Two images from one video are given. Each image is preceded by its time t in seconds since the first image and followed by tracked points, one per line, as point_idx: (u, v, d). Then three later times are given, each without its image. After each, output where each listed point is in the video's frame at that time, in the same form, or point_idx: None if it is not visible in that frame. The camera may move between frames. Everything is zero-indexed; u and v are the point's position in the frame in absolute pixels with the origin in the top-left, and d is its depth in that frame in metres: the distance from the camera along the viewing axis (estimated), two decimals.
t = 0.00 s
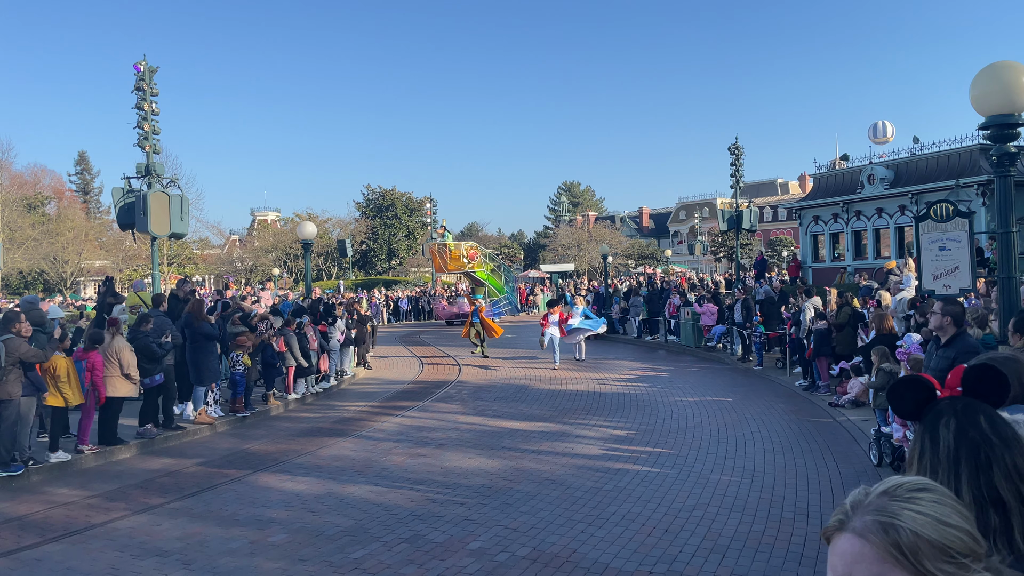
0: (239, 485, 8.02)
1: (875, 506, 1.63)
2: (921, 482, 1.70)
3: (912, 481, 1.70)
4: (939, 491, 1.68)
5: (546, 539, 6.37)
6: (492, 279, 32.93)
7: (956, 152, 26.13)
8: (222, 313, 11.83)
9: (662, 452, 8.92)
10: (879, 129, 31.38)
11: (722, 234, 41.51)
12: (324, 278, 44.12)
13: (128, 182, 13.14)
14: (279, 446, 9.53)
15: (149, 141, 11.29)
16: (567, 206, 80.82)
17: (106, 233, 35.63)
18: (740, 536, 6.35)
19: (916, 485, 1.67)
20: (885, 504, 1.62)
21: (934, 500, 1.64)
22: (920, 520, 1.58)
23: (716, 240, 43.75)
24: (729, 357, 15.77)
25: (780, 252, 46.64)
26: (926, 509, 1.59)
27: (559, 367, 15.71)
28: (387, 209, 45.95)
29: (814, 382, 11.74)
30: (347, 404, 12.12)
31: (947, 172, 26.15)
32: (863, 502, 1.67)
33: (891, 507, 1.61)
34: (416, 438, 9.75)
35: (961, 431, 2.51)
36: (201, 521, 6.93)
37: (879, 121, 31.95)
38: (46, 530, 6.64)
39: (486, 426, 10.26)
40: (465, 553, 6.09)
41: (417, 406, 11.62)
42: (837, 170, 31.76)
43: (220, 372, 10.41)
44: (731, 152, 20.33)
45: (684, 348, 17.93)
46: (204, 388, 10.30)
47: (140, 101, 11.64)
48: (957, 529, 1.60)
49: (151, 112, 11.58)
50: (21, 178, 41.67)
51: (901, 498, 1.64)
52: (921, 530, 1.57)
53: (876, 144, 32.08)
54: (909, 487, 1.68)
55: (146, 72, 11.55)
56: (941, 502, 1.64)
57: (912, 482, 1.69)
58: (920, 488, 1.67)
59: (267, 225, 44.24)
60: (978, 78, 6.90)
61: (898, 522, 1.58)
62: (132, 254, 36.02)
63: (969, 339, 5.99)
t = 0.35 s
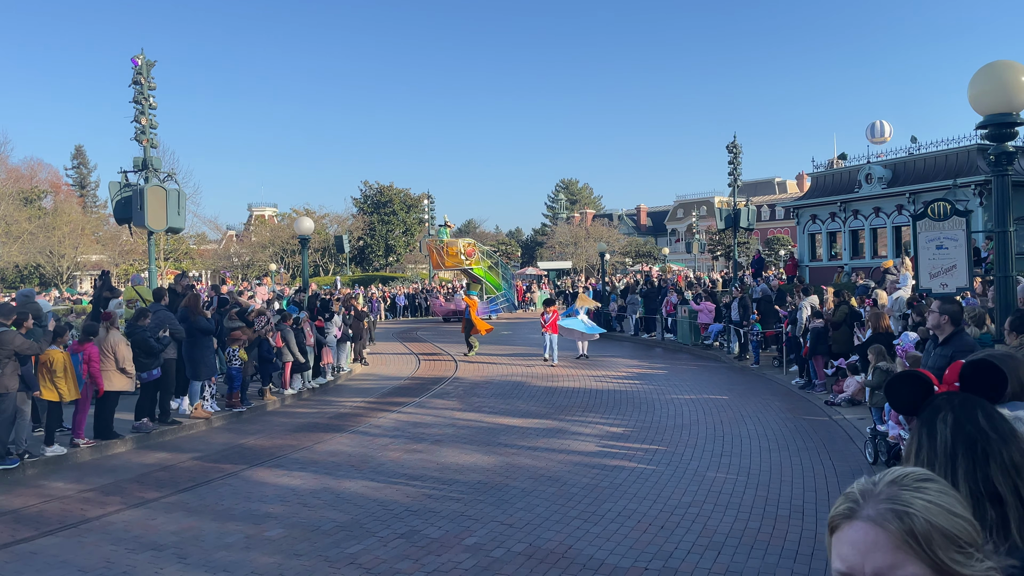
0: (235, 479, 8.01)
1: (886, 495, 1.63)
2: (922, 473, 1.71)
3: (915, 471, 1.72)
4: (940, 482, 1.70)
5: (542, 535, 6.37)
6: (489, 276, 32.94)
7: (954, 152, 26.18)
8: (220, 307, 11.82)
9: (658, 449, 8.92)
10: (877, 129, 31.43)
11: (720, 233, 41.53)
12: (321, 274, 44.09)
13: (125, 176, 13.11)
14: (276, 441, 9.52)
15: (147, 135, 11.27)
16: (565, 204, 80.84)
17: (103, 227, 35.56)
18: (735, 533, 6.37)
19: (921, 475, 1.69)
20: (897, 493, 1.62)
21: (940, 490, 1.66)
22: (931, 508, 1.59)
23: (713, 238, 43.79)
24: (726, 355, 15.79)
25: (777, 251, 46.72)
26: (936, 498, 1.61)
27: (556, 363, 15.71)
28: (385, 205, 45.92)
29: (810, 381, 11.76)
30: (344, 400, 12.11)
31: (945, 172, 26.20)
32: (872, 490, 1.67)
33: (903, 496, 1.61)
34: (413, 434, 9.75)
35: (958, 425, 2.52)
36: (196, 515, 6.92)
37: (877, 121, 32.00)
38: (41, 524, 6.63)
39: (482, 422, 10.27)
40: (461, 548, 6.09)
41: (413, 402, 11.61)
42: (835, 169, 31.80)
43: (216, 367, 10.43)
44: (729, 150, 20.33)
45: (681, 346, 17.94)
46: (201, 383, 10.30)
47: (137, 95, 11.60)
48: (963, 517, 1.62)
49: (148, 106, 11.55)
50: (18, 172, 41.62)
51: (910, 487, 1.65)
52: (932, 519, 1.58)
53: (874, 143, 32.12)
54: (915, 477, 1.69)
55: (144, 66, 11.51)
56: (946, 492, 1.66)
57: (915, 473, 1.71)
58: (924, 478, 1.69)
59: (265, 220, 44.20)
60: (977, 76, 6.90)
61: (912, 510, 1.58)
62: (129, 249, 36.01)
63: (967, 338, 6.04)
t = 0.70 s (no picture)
0: (236, 475, 8.04)
1: (872, 490, 1.65)
2: (910, 467, 1.72)
3: (903, 466, 1.73)
4: (929, 476, 1.70)
5: (543, 532, 6.39)
6: (490, 273, 32.94)
7: (956, 152, 26.17)
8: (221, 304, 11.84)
9: (659, 447, 8.93)
10: (878, 128, 31.41)
11: (721, 232, 41.54)
12: (322, 271, 44.11)
13: (128, 172, 13.12)
14: (277, 437, 9.55)
15: (149, 131, 11.27)
16: (566, 202, 80.81)
17: (105, 222, 35.56)
18: (735, 531, 6.38)
19: (908, 470, 1.70)
20: (883, 487, 1.64)
21: (927, 483, 1.67)
22: (915, 501, 1.60)
23: (715, 237, 43.77)
24: (727, 354, 15.81)
25: (778, 249, 46.70)
26: (921, 491, 1.62)
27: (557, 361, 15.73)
28: (387, 202, 45.93)
29: (811, 380, 11.77)
30: (345, 396, 12.12)
31: (946, 171, 26.20)
32: (860, 485, 1.69)
33: (888, 490, 1.63)
34: (414, 431, 9.76)
35: (960, 424, 2.53)
36: (198, 511, 6.95)
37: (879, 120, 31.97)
38: (43, 519, 6.65)
39: (483, 420, 10.28)
40: (461, 545, 6.11)
41: (414, 399, 11.63)
42: (837, 168, 31.80)
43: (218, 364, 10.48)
44: (731, 149, 20.32)
45: (682, 344, 17.96)
46: (202, 379, 10.33)
47: (140, 91, 11.61)
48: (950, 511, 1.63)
49: (151, 102, 11.55)
50: (20, 167, 41.60)
51: (896, 481, 1.66)
52: (917, 512, 1.59)
53: (876, 142, 32.10)
54: (904, 473, 1.70)
55: (147, 62, 11.51)
56: (934, 485, 1.67)
57: (902, 468, 1.72)
58: (911, 472, 1.70)
59: (266, 216, 44.18)
60: (979, 76, 6.91)
61: (896, 504, 1.59)
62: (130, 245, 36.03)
63: (968, 338, 6.04)
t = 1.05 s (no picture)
0: (242, 472, 8.08)
1: (863, 490, 1.65)
2: (901, 466, 1.72)
3: (894, 466, 1.73)
4: (921, 476, 1.70)
5: (547, 530, 6.40)
6: (495, 271, 32.95)
7: (962, 150, 26.05)
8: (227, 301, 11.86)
9: (664, 446, 8.93)
10: (884, 127, 31.29)
11: (726, 230, 41.47)
12: (327, 269, 44.20)
13: (134, 170, 13.16)
14: (282, 434, 9.59)
15: (155, 129, 11.30)
16: (571, 201, 80.80)
17: (111, 220, 35.69)
18: (739, 530, 6.38)
19: (899, 469, 1.70)
20: (873, 487, 1.64)
21: (916, 484, 1.66)
22: (904, 502, 1.59)
23: (720, 235, 43.69)
24: (732, 352, 15.79)
25: (784, 248, 46.57)
26: (911, 491, 1.62)
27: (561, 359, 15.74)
28: (392, 200, 45.98)
29: (816, 378, 11.75)
30: (350, 394, 12.15)
31: (953, 170, 26.09)
32: (851, 486, 1.69)
33: (878, 489, 1.63)
34: (418, 429, 9.79)
35: (963, 424, 2.53)
36: (203, 508, 6.98)
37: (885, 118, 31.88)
38: (50, 515, 6.69)
39: (488, 418, 10.29)
40: (465, 543, 6.13)
41: (419, 397, 11.65)
42: (842, 166, 31.70)
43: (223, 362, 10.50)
44: (736, 147, 20.27)
45: (686, 343, 17.94)
46: (208, 376, 10.36)
47: (145, 89, 11.63)
48: (942, 509, 1.62)
49: (157, 100, 11.57)
50: (26, 165, 41.73)
51: (887, 481, 1.66)
52: (905, 515, 1.58)
53: (882, 140, 31.98)
54: (894, 471, 1.70)
55: (152, 60, 11.54)
56: (925, 485, 1.66)
57: (893, 467, 1.71)
58: (900, 472, 1.70)
59: (271, 214, 44.24)
60: (984, 75, 6.88)
61: (885, 503, 1.59)
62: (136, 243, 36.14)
63: (973, 338, 6.01)
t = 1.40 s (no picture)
0: (249, 471, 8.10)
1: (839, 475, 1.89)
2: (884, 475, 1.78)
3: (886, 473, 1.79)
4: (887, 492, 1.75)
5: (552, 529, 6.40)
6: (501, 271, 32.94)
7: (970, 149, 25.91)
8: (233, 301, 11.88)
9: (670, 445, 8.92)
10: (892, 125, 31.12)
11: (732, 229, 41.34)
12: (334, 269, 44.25)
13: (141, 170, 13.21)
14: (289, 433, 9.61)
15: (162, 129, 11.33)
16: (577, 200, 80.70)
17: (119, 220, 35.79)
18: (745, 529, 6.37)
19: (871, 476, 1.79)
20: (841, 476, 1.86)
21: (868, 494, 1.77)
22: (836, 499, 1.81)
23: (726, 234, 43.57)
24: (738, 352, 15.74)
25: (790, 247, 46.39)
26: (842, 491, 1.81)
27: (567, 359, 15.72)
28: (398, 200, 46.00)
29: (822, 377, 11.71)
30: (356, 393, 12.17)
31: (961, 169, 25.93)
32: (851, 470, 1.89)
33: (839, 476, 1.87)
34: (424, 428, 9.79)
35: (967, 424, 2.51)
36: (210, 507, 7.01)
37: (892, 117, 31.71)
38: (58, 514, 6.73)
39: (494, 417, 10.29)
40: (471, 542, 6.13)
41: (425, 397, 11.66)
42: (849, 165, 31.56)
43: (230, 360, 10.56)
44: (742, 146, 20.19)
45: (693, 342, 17.90)
46: (215, 375, 10.39)
47: (152, 89, 11.67)
48: (861, 523, 1.74)
49: (164, 100, 11.60)
50: (34, 164, 41.90)
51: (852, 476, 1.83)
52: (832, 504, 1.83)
53: (889, 139, 31.82)
54: (873, 475, 1.80)
55: (159, 61, 11.56)
56: (870, 498, 1.75)
57: (877, 473, 1.80)
58: (872, 478, 1.79)
59: (278, 213, 44.31)
60: (991, 74, 6.83)
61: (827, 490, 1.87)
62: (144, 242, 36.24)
63: (981, 338, 5.98)
